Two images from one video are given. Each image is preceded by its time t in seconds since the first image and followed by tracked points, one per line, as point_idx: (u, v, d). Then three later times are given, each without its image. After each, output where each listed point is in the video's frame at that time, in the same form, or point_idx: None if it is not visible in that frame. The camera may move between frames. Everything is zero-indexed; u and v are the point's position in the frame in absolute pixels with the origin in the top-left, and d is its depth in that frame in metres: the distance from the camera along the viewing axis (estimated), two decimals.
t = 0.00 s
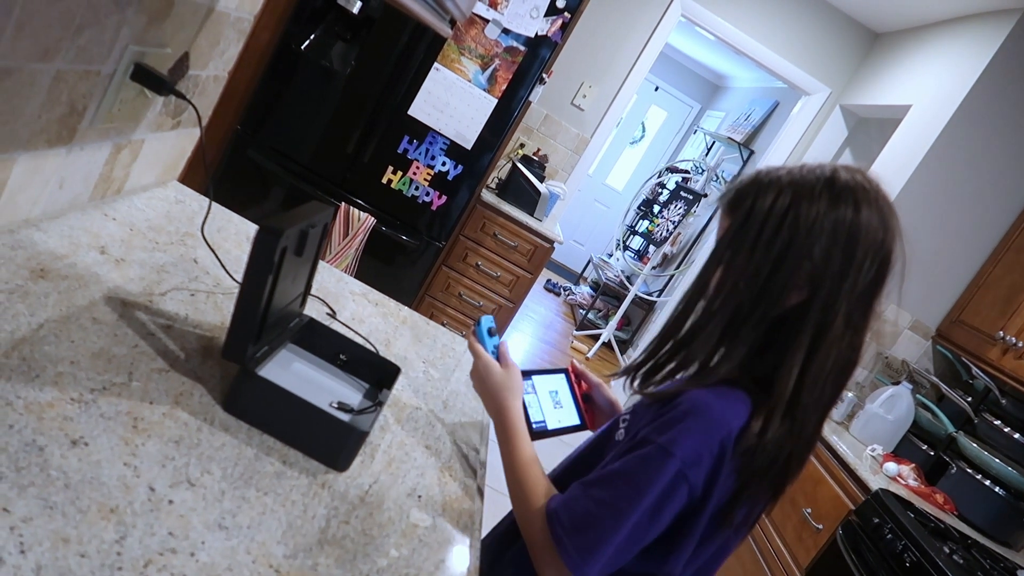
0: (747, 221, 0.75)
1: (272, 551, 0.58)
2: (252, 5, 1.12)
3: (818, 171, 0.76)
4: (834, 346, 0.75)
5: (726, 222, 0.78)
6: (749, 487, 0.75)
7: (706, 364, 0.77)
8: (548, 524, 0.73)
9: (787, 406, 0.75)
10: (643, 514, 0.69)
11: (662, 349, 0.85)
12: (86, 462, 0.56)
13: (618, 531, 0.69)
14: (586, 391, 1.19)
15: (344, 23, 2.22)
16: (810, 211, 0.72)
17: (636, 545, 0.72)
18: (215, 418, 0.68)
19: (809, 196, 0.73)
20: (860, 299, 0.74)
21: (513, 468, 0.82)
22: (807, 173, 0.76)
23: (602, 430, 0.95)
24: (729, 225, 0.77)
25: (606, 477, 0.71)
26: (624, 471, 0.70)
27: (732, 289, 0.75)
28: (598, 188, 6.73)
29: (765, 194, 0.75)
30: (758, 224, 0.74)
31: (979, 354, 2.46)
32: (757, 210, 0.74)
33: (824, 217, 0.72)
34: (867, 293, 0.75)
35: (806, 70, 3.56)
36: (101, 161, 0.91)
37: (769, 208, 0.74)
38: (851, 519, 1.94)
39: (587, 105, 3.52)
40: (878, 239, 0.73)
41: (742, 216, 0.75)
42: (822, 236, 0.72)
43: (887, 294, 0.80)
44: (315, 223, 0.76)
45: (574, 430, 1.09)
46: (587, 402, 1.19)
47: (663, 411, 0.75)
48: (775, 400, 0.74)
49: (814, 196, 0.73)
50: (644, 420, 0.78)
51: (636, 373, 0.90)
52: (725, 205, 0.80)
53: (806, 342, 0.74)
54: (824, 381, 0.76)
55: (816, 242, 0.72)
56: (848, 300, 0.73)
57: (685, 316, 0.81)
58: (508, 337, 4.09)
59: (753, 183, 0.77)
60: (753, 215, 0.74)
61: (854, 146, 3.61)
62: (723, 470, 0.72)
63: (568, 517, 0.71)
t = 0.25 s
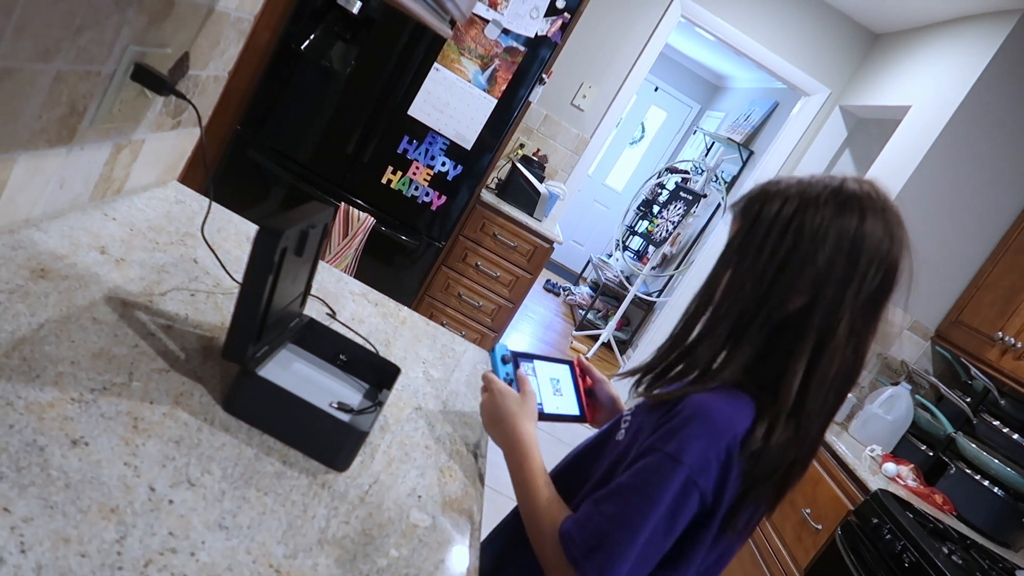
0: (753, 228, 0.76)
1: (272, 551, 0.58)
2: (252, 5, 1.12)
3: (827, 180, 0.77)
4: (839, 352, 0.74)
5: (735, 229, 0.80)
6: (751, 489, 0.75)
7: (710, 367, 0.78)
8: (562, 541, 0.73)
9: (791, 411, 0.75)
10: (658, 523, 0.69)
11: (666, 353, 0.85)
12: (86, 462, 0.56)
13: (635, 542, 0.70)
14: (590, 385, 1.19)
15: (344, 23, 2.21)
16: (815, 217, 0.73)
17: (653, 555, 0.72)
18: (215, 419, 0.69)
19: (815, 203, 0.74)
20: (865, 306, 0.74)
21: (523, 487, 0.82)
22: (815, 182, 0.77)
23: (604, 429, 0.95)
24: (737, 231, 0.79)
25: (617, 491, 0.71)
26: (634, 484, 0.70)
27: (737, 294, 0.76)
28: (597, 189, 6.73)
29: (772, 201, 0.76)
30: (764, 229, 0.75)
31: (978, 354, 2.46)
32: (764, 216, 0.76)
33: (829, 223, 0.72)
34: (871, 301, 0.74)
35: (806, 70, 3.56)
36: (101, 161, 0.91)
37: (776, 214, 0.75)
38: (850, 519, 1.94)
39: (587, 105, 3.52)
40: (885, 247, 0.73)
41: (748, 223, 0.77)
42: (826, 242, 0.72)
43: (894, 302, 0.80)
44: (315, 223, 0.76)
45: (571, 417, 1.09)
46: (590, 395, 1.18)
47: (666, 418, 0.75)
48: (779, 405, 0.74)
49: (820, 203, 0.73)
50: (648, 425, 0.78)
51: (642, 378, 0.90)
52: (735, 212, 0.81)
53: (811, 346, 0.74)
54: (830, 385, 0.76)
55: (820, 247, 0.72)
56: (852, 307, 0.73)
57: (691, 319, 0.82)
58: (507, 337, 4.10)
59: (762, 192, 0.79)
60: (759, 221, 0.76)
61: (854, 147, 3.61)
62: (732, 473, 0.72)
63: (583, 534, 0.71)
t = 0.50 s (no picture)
0: (755, 231, 0.77)
1: (273, 552, 0.58)
2: (253, 7, 1.12)
3: (829, 186, 0.77)
4: (837, 354, 0.75)
5: (737, 232, 0.80)
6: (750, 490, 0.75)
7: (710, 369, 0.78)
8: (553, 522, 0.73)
9: (787, 411, 0.75)
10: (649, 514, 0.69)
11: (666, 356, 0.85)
12: (87, 464, 0.56)
13: (624, 530, 0.70)
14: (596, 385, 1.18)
15: (344, 25, 2.22)
16: (816, 220, 0.73)
17: (638, 543, 0.73)
18: (216, 420, 0.69)
19: (816, 207, 0.74)
20: (864, 310, 0.74)
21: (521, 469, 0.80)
22: (820, 186, 0.77)
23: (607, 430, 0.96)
24: (739, 233, 0.79)
25: (615, 477, 0.71)
26: (632, 472, 0.70)
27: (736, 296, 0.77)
28: (598, 189, 6.74)
29: (774, 205, 0.76)
30: (764, 232, 0.76)
31: (978, 355, 2.46)
32: (765, 219, 0.76)
33: (829, 227, 0.72)
34: (871, 305, 0.75)
35: (806, 71, 3.56)
36: (102, 163, 0.91)
37: (777, 218, 0.75)
38: (851, 519, 1.94)
39: (587, 106, 3.52)
40: (885, 252, 0.73)
41: (751, 226, 0.77)
42: (826, 246, 0.72)
43: (895, 306, 0.80)
44: (315, 225, 0.76)
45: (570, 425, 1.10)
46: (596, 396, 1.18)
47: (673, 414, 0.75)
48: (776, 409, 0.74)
49: (821, 207, 0.74)
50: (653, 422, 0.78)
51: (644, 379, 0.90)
52: (737, 216, 0.82)
53: (809, 346, 0.74)
54: (828, 385, 0.76)
55: (820, 251, 0.72)
56: (851, 311, 0.74)
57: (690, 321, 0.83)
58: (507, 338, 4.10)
59: (766, 195, 0.79)
60: (761, 224, 0.76)
61: (854, 147, 3.61)
62: (730, 475, 0.72)
63: (574, 514, 0.71)
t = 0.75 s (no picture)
0: (776, 242, 0.75)
1: (274, 553, 0.58)
2: (254, 9, 1.12)
3: (847, 192, 0.77)
4: (847, 364, 0.78)
5: (754, 236, 0.78)
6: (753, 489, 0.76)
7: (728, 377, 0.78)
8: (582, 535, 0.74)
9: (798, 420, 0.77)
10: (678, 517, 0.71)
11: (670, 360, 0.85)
12: (89, 465, 0.56)
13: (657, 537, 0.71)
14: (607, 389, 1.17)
15: (344, 26, 2.22)
16: (842, 235, 0.74)
17: (679, 542, 0.73)
18: (217, 421, 0.69)
19: (842, 219, 0.74)
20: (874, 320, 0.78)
21: (551, 486, 0.82)
22: (838, 192, 0.77)
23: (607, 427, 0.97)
24: (759, 239, 0.77)
25: (634, 483, 0.71)
26: (649, 474, 0.71)
27: (759, 311, 0.76)
28: (598, 190, 6.74)
29: (797, 213, 0.75)
30: (790, 243, 0.74)
31: (978, 355, 2.46)
32: (790, 229, 0.75)
33: (855, 242, 0.74)
34: (880, 316, 0.78)
35: (806, 72, 3.56)
36: (103, 164, 0.91)
37: (803, 229, 0.74)
38: (852, 520, 1.94)
39: (587, 107, 3.52)
40: (898, 265, 0.76)
41: (770, 235, 0.76)
42: (850, 260, 0.74)
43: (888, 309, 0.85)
44: (315, 226, 0.76)
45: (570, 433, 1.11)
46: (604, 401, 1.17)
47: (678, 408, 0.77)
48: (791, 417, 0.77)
49: (845, 220, 0.74)
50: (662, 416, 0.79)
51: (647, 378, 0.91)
52: (751, 216, 0.80)
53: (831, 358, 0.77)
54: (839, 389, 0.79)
55: (845, 267, 0.74)
56: (865, 323, 0.76)
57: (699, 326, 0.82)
58: (508, 339, 4.09)
59: (781, 200, 0.77)
60: (784, 233, 0.75)
61: (854, 148, 3.61)
62: (747, 455, 0.73)
63: (603, 525, 0.71)
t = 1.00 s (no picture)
0: (811, 250, 0.80)
1: (274, 556, 0.58)
2: (254, 11, 1.12)
3: (863, 204, 0.85)
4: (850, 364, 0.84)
5: (795, 249, 0.81)
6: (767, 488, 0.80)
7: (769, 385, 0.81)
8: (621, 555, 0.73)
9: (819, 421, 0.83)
10: (716, 526, 0.71)
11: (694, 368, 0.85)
12: (90, 468, 0.56)
13: (698, 548, 0.71)
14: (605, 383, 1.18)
15: (344, 28, 2.23)
16: (873, 250, 0.81)
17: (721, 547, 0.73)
18: (218, 424, 0.69)
19: (870, 235, 0.82)
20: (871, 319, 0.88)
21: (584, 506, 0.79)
22: (856, 203, 0.84)
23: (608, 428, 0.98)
24: (803, 254, 0.80)
25: (667, 498, 0.72)
26: (681, 484, 0.72)
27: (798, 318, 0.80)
28: (598, 192, 6.74)
29: (837, 230, 0.80)
30: (836, 260, 0.80)
31: (979, 356, 2.46)
32: (835, 245, 0.80)
33: (882, 256, 0.82)
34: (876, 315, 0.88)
35: (806, 73, 3.56)
36: (103, 167, 0.91)
37: (846, 245, 0.80)
38: (853, 522, 1.94)
39: (587, 109, 3.52)
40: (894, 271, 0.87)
41: (805, 244, 0.80)
42: (876, 272, 0.82)
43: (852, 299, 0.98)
44: (316, 229, 0.76)
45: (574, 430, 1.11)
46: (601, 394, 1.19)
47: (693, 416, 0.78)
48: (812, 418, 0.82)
49: (872, 236, 0.82)
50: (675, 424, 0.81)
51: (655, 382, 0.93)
52: (787, 227, 0.82)
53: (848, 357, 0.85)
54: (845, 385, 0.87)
55: (872, 279, 0.82)
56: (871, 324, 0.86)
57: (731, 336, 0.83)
58: (508, 341, 4.09)
59: (808, 210, 0.82)
60: (832, 251, 0.79)
61: (855, 149, 3.61)
62: (769, 453, 0.75)
63: (643, 543, 0.71)
